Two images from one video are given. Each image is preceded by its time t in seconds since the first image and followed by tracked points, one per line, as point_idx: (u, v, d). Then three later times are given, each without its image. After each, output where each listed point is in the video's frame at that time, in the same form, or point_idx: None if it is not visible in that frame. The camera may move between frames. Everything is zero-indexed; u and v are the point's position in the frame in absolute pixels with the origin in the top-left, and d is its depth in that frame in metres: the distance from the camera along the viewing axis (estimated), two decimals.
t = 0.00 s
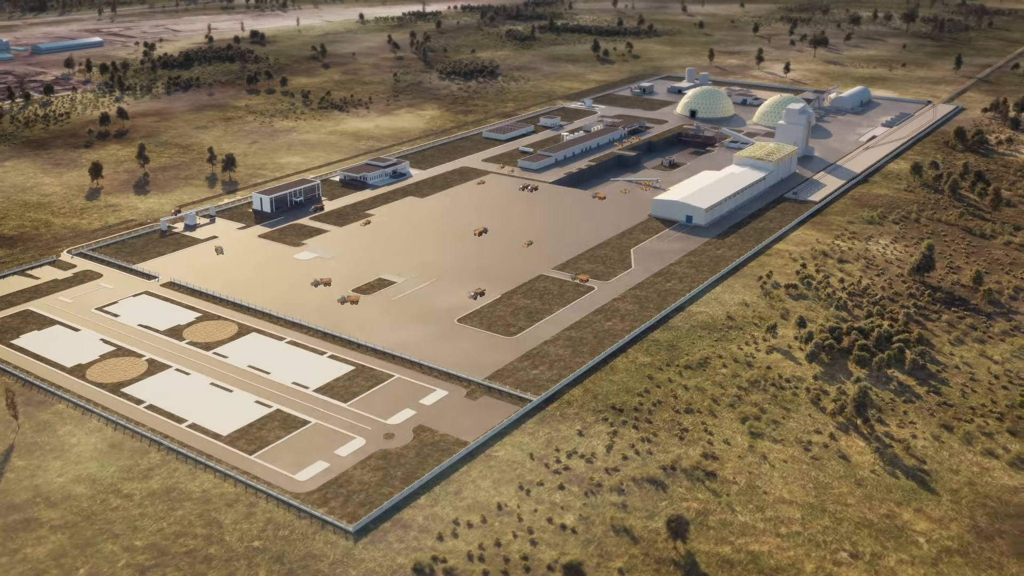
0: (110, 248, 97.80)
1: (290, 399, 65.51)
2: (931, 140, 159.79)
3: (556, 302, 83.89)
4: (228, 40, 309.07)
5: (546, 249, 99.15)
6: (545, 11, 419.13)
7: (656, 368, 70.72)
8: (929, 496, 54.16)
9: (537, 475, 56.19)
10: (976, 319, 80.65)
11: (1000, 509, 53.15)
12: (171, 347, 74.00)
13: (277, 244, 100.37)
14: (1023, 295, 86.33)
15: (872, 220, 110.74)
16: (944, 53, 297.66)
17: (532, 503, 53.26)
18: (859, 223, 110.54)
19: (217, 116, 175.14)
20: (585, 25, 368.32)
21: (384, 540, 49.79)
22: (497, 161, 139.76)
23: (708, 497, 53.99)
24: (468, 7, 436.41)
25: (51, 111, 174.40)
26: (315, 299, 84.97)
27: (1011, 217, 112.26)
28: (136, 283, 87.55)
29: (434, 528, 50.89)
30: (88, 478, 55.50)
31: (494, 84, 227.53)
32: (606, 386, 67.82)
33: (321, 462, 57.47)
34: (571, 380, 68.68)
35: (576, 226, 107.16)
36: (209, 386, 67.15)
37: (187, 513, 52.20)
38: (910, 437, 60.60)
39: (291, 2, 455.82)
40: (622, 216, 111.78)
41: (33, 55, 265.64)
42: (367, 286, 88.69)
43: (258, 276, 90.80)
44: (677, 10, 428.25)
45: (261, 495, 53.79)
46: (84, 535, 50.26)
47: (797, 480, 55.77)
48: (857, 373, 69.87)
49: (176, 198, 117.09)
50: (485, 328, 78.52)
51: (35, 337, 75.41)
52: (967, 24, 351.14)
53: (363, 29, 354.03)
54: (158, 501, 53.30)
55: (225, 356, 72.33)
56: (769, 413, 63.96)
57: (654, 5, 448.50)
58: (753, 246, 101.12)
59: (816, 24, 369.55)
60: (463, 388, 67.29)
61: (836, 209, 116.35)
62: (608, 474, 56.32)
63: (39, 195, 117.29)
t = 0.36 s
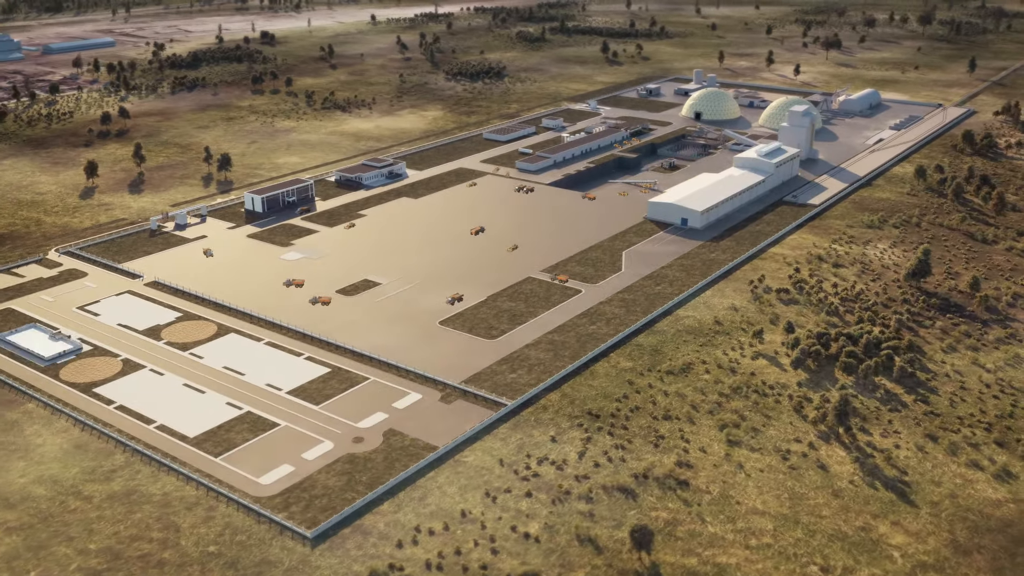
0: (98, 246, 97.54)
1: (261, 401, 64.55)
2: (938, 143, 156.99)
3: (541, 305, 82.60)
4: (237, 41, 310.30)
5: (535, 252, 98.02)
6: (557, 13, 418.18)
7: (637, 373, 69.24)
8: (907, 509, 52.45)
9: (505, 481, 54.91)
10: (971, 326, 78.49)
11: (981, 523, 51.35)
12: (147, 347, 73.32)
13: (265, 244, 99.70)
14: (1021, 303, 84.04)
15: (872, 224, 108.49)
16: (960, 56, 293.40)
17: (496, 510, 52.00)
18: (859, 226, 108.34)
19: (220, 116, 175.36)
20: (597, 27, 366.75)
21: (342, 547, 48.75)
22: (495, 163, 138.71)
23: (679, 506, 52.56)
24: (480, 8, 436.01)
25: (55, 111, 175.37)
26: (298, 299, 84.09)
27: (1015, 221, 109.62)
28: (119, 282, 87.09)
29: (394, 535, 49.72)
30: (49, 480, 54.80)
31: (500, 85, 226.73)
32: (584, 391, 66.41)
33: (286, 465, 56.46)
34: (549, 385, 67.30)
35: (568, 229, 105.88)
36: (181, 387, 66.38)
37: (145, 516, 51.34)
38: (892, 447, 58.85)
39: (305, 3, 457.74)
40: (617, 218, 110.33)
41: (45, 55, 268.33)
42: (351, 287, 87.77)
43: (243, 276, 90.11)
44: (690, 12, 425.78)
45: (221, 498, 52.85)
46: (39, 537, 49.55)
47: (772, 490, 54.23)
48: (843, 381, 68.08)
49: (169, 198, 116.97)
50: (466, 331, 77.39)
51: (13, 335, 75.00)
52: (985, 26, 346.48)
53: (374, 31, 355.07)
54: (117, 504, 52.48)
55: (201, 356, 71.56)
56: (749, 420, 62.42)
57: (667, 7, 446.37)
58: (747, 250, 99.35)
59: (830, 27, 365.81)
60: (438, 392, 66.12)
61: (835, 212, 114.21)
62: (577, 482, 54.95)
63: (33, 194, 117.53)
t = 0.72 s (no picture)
0: (86, 245, 97.39)
1: (232, 402, 63.70)
2: (946, 147, 154.35)
3: (525, 309, 81.40)
4: (248, 43, 311.73)
5: (524, 255, 96.84)
6: (570, 15, 416.91)
7: (616, 379, 67.86)
8: (883, 522, 50.82)
9: (470, 488, 53.72)
10: (965, 334, 76.38)
11: (958, 538, 49.65)
12: (123, 347, 72.68)
13: (253, 244, 99.10)
14: (1018, 310, 81.80)
15: (871, 228, 106.37)
16: (976, 60, 289.22)
17: (458, 518, 50.80)
18: (857, 230, 106.18)
19: (222, 117, 175.77)
20: (609, 29, 365.27)
21: (297, 553, 47.73)
22: (493, 164, 137.71)
23: (646, 516, 51.21)
24: (493, 10, 435.42)
25: (60, 110, 176.42)
26: (280, 300, 83.31)
27: (1019, 227, 107.06)
28: (103, 282, 86.66)
29: (352, 542, 48.63)
30: (9, 480, 54.20)
31: (506, 87, 226.01)
32: (560, 396, 65.10)
33: (250, 469, 55.52)
34: (525, 389, 66.00)
35: (560, 232, 104.66)
36: (153, 388, 65.63)
37: (101, 519, 50.58)
38: (873, 457, 57.14)
39: (318, 4, 459.32)
40: (611, 221, 108.95)
41: (57, 55, 271.06)
42: (335, 288, 86.94)
43: (227, 276, 89.45)
44: (705, 14, 423.39)
45: (180, 502, 51.98)
46: None
47: (744, 501, 52.73)
48: (828, 389, 66.33)
49: (163, 197, 116.89)
50: (447, 334, 76.28)
51: None
52: (1003, 30, 341.60)
53: (386, 32, 355.51)
54: (75, 506, 51.78)
55: (177, 356, 70.82)
56: (726, 428, 60.92)
57: (681, 9, 444.13)
58: (741, 254, 97.62)
59: (845, 30, 362.16)
60: (411, 396, 65.07)
61: (834, 216, 112.17)
62: (544, 489, 53.66)
63: (28, 193, 117.87)
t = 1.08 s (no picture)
0: (74, 244, 97.39)
1: (202, 404, 62.97)
2: (955, 151, 151.41)
3: (508, 312, 80.24)
4: (259, 44, 313.44)
5: (511, 257, 95.88)
6: (584, 17, 415.44)
7: (594, 385, 66.56)
8: (855, 535, 49.30)
9: (433, 494, 52.62)
10: (957, 342, 74.33)
11: (932, 553, 48.09)
12: (99, 347, 72.15)
13: (242, 244, 98.63)
14: (1014, 318, 79.56)
15: (870, 232, 104.15)
16: (992, 63, 284.80)
17: (418, 525, 49.75)
18: (856, 235, 104.09)
19: (225, 118, 176.36)
20: (621, 31, 363.89)
21: (250, 559, 46.89)
22: (491, 166, 136.82)
23: (611, 526, 49.93)
24: (507, 12, 434.75)
25: (65, 110, 177.85)
26: (262, 301, 82.59)
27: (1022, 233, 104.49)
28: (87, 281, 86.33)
29: (307, 548, 47.70)
30: None
31: (513, 88, 225.34)
32: (535, 402, 63.89)
33: (213, 472, 54.72)
34: (500, 394, 64.83)
35: (550, 235, 103.62)
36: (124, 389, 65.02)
37: (57, 521, 49.98)
38: (850, 468, 55.55)
39: (333, 6, 460.56)
40: (604, 224, 107.72)
41: (70, 56, 273.92)
42: (318, 289, 86.28)
43: (212, 276, 88.98)
44: (720, 17, 420.75)
45: (138, 505, 51.24)
46: None
47: (713, 511, 51.35)
48: (810, 397, 64.69)
49: (157, 197, 116.98)
50: (426, 336, 75.26)
51: None
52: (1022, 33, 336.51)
53: (398, 34, 355.78)
54: (32, 507, 51.21)
55: (152, 357, 70.27)
56: (702, 435, 59.49)
57: (696, 12, 441.46)
58: (734, 258, 95.89)
59: (861, 33, 358.47)
60: (384, 399, 64.09)
61: (834, 220, 110.16)
62: (509, 497, 52.48)
63: (24, 192, 118.46)
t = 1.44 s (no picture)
0: (64, 243, 97.62)
1: (170, 405, 62.46)
2: (964, 156, 148.29)
3: (490, 316, 79.25)
4: (272, 46, 314.82)
5: (499, 261, 94.92)
6: (599, 20, 413.62)
7: (568, 390, 65.36)
8: (821, 549, 47.85)
9: (392, 500, 51.69)
10: (947, 351, 72.31)
11: (899, 569, 46.61)
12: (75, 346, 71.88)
13: (231, 244, 98.43)
14: (1009, 327, 77.36)
15: (868, 238, 102.00)
16: (1012, 68, 279.84)
17: (373, 531, 48.83)
18: (854, 240, 101.98)
19: (230, 119, 177.09)
20: (636, 34, 362.02)
21: (198, 563, 46.18)
22: (489, 168, 136.07)
23: (570, 535, 48.79)
24: (524, 15, 434.04)
25: (73, 110, 179.41)
26: (242, 302, 82.21)
27: None
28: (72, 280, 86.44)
29: (257, 553, 46.97)
30: None
31: (520, 90, 224.66)
32: (506, 407, 62.80)
33: (173, 473, 54.14)
34: (471, 399, 63.84)
35: (541, 238, 102.65)
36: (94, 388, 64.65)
37: (10, 522, 49.62)
38: (823, 480, 54.01)
39: (349, 8, 461.91)
40: (596, 227, 106.52)
41: (85, 57, 277.11)
42: (302, 290, 85.74)
43: (197, 276, 88.73)
44: (737, 20, 417.44)
45: (93, 507, 50.74)
46: None
47: (676, 521, 50.07)
48: (789, 406, 63.09)
49: (152, 197, 117.30)
50: (404, 339, 74.46)
51: None
52: None
53: (412, 36, 356.23)
54: None
55: (126, 356, 69.96)
56: (673, 443, 58.18)
57: (714, 15, 438.13)
58: (726, 263, 94.28)
59: (879, 37, 354.00)
60: (353, 402, 63.27)
61: (832, 225, 108.12)
62: (469, 504, 51.42)
63: (22, 190, 119.28)
